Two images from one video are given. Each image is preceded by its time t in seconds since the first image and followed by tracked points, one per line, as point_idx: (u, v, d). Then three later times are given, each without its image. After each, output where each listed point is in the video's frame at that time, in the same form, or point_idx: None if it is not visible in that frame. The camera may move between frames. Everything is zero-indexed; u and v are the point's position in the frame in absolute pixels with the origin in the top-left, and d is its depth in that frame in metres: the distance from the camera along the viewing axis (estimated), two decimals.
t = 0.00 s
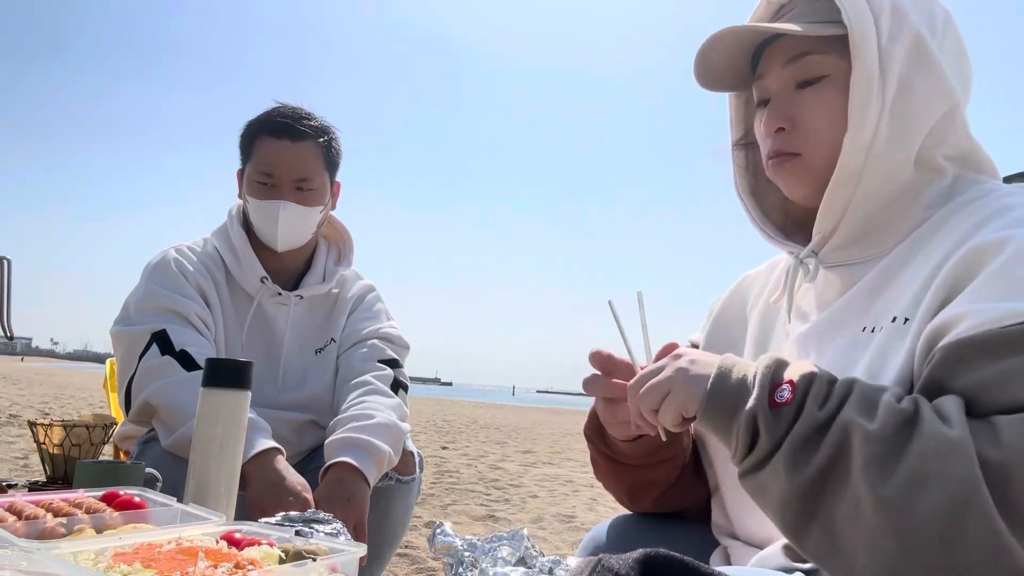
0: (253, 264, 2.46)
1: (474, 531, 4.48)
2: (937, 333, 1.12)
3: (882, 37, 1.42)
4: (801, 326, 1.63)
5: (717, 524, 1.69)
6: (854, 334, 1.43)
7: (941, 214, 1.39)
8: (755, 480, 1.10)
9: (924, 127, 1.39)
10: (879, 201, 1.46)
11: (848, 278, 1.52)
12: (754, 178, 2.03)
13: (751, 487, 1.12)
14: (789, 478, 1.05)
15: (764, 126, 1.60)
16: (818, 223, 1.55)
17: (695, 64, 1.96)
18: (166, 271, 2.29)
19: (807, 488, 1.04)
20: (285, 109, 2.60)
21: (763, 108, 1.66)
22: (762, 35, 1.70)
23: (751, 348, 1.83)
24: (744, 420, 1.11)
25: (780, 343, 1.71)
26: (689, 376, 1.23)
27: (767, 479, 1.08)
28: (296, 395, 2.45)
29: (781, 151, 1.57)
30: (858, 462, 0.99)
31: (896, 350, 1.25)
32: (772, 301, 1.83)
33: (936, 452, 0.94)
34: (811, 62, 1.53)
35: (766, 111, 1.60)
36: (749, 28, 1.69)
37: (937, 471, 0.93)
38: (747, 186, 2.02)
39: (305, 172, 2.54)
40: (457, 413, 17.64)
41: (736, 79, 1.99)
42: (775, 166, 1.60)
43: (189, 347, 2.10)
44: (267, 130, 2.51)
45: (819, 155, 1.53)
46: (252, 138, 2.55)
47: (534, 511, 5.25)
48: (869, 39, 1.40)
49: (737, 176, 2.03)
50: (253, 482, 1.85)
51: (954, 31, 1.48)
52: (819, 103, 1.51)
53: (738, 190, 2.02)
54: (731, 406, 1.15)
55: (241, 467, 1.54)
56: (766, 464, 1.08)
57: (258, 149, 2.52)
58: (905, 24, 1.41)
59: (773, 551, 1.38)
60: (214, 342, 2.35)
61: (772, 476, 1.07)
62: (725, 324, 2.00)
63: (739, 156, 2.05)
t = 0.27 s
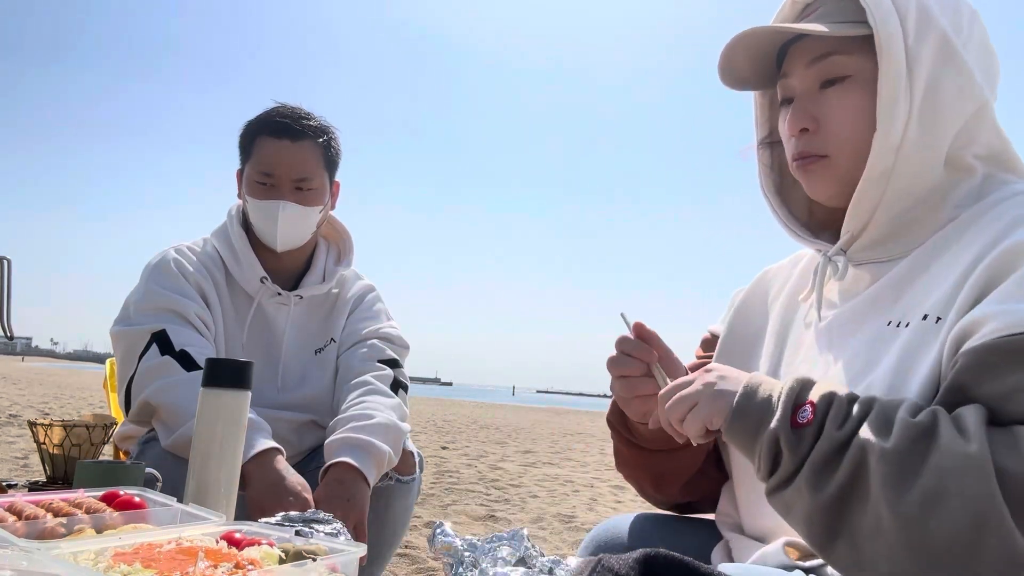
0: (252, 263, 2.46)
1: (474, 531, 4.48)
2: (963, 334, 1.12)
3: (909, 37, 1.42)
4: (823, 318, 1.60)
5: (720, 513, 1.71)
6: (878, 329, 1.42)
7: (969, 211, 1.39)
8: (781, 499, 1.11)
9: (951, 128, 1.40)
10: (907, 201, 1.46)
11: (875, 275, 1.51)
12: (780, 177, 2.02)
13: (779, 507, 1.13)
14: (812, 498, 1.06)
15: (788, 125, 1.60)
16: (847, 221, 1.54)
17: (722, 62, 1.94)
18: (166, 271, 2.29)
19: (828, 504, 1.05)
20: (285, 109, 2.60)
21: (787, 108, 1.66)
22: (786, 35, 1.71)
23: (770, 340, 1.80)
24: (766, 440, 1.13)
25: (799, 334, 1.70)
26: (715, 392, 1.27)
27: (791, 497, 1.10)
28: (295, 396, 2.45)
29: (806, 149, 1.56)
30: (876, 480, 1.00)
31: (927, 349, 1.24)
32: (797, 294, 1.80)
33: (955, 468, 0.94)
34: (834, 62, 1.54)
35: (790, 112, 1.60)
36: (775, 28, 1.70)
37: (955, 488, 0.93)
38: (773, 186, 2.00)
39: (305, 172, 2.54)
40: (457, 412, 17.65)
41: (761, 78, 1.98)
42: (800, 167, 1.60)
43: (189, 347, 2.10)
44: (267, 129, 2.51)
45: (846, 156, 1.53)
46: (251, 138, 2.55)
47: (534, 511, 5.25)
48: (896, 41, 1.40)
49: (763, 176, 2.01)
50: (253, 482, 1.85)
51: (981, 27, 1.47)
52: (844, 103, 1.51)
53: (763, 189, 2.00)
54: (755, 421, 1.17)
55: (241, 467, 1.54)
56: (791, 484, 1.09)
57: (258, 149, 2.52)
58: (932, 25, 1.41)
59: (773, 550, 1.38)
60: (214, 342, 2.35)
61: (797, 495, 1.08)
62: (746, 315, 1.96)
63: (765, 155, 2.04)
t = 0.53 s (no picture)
0: (252, 263, 2.46)
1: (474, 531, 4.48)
2: (993, 356, 1.11)
3: (935, 27, 1.41)
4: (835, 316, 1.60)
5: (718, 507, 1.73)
6: (896, 332, 1.41)
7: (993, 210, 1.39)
8: (824, 542, 1.10)
9: (972, 127, 1.40)
10: (923, 199, 1.46)
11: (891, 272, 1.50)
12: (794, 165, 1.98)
13: (819, 544, 1.12)
14: (858, 544, 1.06)
15: (805, 114, 1.60)
16: (862, 215, 1.54)
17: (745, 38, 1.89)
18: (167, 271, 2.29)
19: (877, 550, 1.05)
20: (285, 109, 2.60)
21: (807, 96, 1.66)
22: (813, 22, 1.70)
23: (779, 335, 1.79)
24: (806, 480, 1.10)
25: (811, 329, 1.69)
26: (766, 427, 1.18)
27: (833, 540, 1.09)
28: (294, 395, 2.45)
29: (823, 138, 1.56)
30: (930, 531, 0.99)
31: (951, 359, 1.23)
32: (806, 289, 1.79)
33: (1011, 518, 0.93)
34: (858, 51, 1.54)
35: (809, 101, 1.59)
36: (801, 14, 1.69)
37: (1012, 538, 0.92)
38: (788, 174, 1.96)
39: (305, 172, 2.54)
40: (457, 413, 17.65)
41: (778, 66, 1.97)
42: (818, 156, 1.59)
43: (189, 347, 2.10)
44: (267, 129, 2.51)
45: (862, 144, 1.52)
46: (251, 137, 2.55)
47: (535, 511, 5.25)
48: (922, 29, 1.39)
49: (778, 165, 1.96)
50: (253, 483, 1.85)
51: (1008, 22, 1.46)
52: (863, 91, 1.50)
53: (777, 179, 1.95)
54: (800, 458, 1.12)
55: (241, 467, 1.54)
56: (836, 528, 1.08)
57: (258, 149, 2.52)
58: (960, 16, 1.40)
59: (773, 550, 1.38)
60: (214, 342, 2.34)
61: (841, 539, 1.07)
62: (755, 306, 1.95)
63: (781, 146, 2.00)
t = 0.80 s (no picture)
0: (252, 263, 2.46)
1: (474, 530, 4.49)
2: (1008, 369, 1.04)
3: (949, 13, 1.36)
4: (833, 323, 1.54)
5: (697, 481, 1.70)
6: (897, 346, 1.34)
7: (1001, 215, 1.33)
8: None
9: (981, 124, 1.35)
10: (927, 199, 1.41)
11: (890, 274, 1.45)
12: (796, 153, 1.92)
13: None
14: None
15: (806, 97, 1.55)
16: (861, 211, 1.49)
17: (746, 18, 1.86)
18: (167, 271, 2.29)
19: None
20: (285, 109, 2.60)
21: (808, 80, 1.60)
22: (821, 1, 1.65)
23: (771, 332, 1.73)
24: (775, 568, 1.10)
25: (805, 337, 1.63)
26: (737, 511, 1.20)
27: None
28: (295, 395, 2.45)
29: (821, 122, 1.51)
30: None
31: (961, 389, 1.16)
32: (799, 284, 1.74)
33: None
34: (865, 31, 1.48)
35: (811, 84, 1.54)
36: None
37: None
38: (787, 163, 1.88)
39: (305, 172, 2.54)
40: (457, 413, 17.65)
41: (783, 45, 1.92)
42: (816, 143, 1.54)
43: (189, 347, 2.10)
44: (267, 129, 2.51)
45: (865, 129, 1.46)
46: (252, 137, 2.55)
47: (535, 511, 5.26)
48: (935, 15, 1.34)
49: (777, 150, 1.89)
50: (253, 483, 1.85)
51: None
52: (867, 72, 1.45)
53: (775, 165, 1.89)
54: (765, 551, 1.12)
55: (241, 467, 1.54)
56: None
57: (258, 149, 2.52)
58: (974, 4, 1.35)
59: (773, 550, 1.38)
60: (214, 342, 2.34)
61: None
62: (747, 294, 1.85)
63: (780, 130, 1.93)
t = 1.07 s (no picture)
0: (252, 263, 2.46)
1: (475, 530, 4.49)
2: (1005, 405, 0.89)
3: None
4: (809, 329, 1.34)
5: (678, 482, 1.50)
6: (878, 364, 1.16)
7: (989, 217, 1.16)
8: None
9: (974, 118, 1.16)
10: (912, 198, 1.22)
11: (870, 282, 1.27)
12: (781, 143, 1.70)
13: None
14: None
15: (784, 85, 1.35)
16: (841, 211, 1.30)
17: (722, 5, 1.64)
18: (167, 272, 2.30)
19: None
20: (285, 109, 2.60)
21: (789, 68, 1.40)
22: None
23: (744, 338, 1.52)
24: None
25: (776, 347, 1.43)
26: (733, 529, 1.10)
27: None
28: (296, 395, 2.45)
29: (799, 116, 1.32)
30: None
31: (955, 415, 1.00)
32: (773, 283, 1.52)
33: None
34: (851, 14, 1.28)
35: (788, 72, 1.35)
36: None
37: None
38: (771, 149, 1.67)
39: (305, 172, 2.54)
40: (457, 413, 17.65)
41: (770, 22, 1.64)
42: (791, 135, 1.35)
43: (189, 347, 2.10)
44: (267, 129, 2.51)
45: (842, 123, 1.27)
46: (252, 138, 2.55)
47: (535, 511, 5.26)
48: None
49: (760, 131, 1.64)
50: (253, 484, 1.85)
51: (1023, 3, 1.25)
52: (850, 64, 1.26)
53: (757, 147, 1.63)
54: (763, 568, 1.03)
55: (241, 467, 1.54)
56: None
57: (258, 149, 2.52)
58: None
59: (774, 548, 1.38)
60: (213, 342, 2.34)
61: None
62: (724, 285, 1.60)
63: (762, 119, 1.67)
